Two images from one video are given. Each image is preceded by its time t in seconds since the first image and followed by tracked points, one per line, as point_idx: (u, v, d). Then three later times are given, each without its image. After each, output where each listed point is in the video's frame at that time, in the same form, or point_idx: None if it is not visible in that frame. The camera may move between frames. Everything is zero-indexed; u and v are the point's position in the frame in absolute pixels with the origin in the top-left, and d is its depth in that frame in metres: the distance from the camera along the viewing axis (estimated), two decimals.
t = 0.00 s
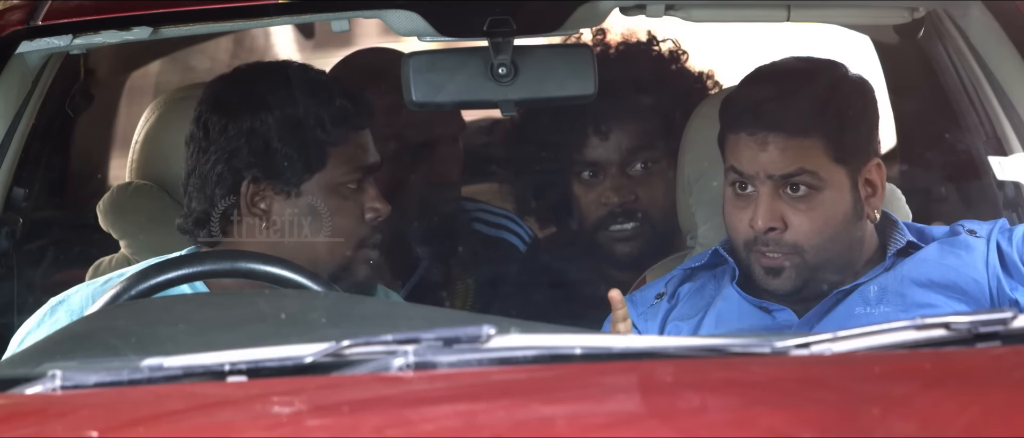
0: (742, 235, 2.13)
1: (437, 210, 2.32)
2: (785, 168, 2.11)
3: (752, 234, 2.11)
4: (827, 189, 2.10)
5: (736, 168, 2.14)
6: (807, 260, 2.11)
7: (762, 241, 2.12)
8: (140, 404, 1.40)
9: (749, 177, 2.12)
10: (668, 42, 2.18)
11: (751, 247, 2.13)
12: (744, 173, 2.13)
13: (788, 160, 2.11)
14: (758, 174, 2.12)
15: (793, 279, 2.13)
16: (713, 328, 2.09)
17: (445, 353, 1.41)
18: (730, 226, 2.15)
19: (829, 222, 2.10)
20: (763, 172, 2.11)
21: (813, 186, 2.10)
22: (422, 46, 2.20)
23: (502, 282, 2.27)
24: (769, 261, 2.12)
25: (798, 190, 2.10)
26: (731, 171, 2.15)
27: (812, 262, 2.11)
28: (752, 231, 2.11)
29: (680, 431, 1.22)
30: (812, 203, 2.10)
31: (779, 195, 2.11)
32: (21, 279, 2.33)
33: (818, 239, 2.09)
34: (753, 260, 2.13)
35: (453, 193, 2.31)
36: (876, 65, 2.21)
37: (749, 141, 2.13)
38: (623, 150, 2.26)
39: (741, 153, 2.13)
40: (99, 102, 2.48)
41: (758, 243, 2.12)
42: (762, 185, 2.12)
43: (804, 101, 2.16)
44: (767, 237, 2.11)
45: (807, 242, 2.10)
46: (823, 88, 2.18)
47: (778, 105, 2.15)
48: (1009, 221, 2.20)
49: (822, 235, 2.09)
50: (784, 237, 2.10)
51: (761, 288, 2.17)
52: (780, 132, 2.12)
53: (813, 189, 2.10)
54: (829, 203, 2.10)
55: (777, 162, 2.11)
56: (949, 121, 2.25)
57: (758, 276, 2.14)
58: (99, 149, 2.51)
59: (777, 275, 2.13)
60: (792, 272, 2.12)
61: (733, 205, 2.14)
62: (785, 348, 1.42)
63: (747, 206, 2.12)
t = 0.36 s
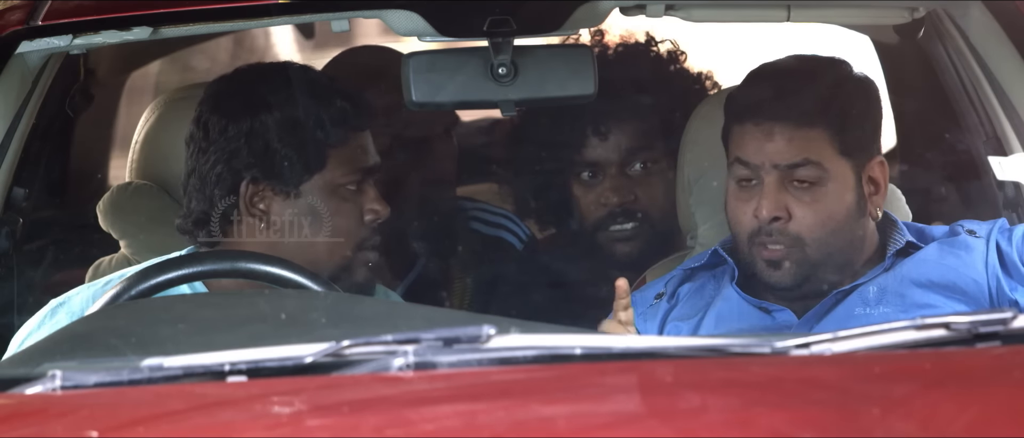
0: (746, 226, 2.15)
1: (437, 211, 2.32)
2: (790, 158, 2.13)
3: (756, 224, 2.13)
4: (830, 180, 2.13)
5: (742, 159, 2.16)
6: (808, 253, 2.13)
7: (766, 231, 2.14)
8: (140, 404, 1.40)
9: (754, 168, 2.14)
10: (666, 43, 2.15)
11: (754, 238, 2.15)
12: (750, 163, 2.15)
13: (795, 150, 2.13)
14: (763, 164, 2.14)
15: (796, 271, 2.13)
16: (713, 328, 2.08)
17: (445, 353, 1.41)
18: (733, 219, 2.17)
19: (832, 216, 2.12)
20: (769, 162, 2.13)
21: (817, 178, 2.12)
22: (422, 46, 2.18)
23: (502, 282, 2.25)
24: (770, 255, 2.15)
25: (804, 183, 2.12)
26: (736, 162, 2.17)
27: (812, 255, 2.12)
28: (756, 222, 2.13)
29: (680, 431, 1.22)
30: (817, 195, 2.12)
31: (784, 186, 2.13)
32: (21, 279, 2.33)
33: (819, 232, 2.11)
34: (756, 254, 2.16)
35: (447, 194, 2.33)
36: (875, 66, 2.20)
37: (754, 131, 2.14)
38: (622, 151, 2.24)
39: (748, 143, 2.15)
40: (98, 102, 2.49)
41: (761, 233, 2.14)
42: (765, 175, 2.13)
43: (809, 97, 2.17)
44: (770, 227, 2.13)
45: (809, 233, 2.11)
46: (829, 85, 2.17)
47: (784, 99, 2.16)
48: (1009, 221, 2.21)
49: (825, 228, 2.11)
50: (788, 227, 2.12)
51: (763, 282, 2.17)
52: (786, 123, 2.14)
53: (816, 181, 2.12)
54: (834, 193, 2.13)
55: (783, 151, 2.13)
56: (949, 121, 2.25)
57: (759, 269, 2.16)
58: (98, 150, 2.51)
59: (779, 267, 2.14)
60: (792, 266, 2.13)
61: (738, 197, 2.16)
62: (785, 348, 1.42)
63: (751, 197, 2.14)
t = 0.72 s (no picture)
0: (757, 226, 2.17)
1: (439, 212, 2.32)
2: (806, 162, 2.15)
3: (767, 225, 2.16)
4: (846, 184, 2.15)
5: (756, 158, 2.17)
6: (819, 254, 2.14)
7: (776, 233, 2.17)
8: (140, 404, 1.40)
9: (768, 168, 2.16)
10: (669, 44, 2.15)
11: (765, 241, 2.18)
12: (763, 165, 2.16)
13: (811, 153, 2.15)
14: (779, 165, 2.16)
15: (806, 271, 2.17)
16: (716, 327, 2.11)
17: (446, 353, 1.41)
18: (743, 217, 2.19)
19: (845, 220, 2.14)
20: (785, 163, 2.16)
21: (831, 181, 2.15)
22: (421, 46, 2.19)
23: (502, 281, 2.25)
24: (782, 254, 2.17)
25: (818, 184, 2.15)
26: (750, 160, 2.18)
27: (824, 255, 2.14)
28: (768, 222, 2.15)
29: (680, 431, 1.22)
30: (830, 198, 2.15)
31: (797, 188, 2.15)
32: (21, 279, 2.35)
33: (831, 234, 2.13)
34: (767, 254, 2.18)
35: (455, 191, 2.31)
36: (876, 66, 2.20)
37: (772, 131, 2.16)
38: (624, 153, 2.22)
39: (765, 142, 2.17)
40: (99, 102, 2.47)
41: (773, 234, 2.17)
42: (780, 176, 2.16)
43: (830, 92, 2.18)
44: (781, 230, 2.16)
45: (820, 235, 2.13)
46: (850, 83, 2.18)
47: (798, 96, 2.18)
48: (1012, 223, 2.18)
49: (836, 231, 2.13)
50: (799, 229, 2.14)
51: (768, 280, 2.19)
52: (803, 126, 2.17)
53: (831, 184, 2.15)
54: (848, 194, 2.15)
55: (799, 154, 2.16)
56: (949, 121, 2.23)
57: (770, 268, 2.19)
58: (99, 150, 2.48)
59: (790, 268, 2.18)
60: (803, 265, 2.17)
61: (749, 195, 2.18)
62: (785, 348, 1.42)
63: (763, 197, 2.16)
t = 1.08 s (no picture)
0: (756, 216, 2.14)
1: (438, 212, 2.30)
2: (807, 148, 2.11)
3: (767, 215, 2.12)
4: (848, 173, 2.11)
5: (758, 146, 2.14)
6: (818, 243, 2.12)
7: (777, 222, 2.13)
8: (140, 403, 1.40)
9: (769, 156, 2.13)
10: (672, 44, 2.17)
11: (764, 229, 2.15)
12: (766, 153, 2.13)
13: (813, 140, 2.11)
14: (780, 153, 2.13)
15: (801, 260, 2.14)
16: (714, 328, 2.10)
17: (445, 353, 1.41)
18: (742, 206, 2.16)
19: (844, 210, 2.10)
20: (786, 151, 2.13)
21: (833, 170, 2.10)
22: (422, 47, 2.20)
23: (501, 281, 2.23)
24: (779, 242, 2.14)
25: (818, 173, 2.11)
26: (751, 148, 2.16)
27: (822, 245, 2.11)
28: (769, 211, 2.12)
29: (680, 431, 1.22)
30: (831, 187, 2.10)
31: (798, 177, 2.11)
32: (20, 279, 2.34)
33: (831, 223, 2.10)
34: (764, 242, 2.15)
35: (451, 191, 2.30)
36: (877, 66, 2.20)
37: (773, 120, 2.13)
38: (625, 153, 2.23)
39: (766, 131, 2.14)
40: (98, 101, 2.49)
41: (772, 224, 2.13)
42: (781, 163, 2.13)
43: (836, 88, 2.16)
44: (781, 218, 2.12)
45: (820, 225, 2.10)
46: (851, 79, 2.17)
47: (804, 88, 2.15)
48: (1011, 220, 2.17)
49: (836, 220, 2.10)
50: (799, 219, 2.11)
51: (767, 275, 2.18)
52: (804, 114, 2.13)
53: (833, 172, 2.10)
54: (851, 186, 2.11)
55: (800, 141, 2.12)
56: (950, 121, 2.25)
57: (768, 256, 2.16)
58: (99, 150, 2.53)
59: (785, 257, 2.15)
60: (799, 253, 2.13)
61: (749, 184, 2.15)
62: (785, 348, 1.43)
63: (765, 186, 2.13)
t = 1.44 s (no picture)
0: (748, 242, 2.16)
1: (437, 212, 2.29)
2: (796, 178, 2.14)
3: (759, 241, 2.14)
4: (837, 199, 2.13)
5: (745, 176, 2.16)
6: (816, 267, 2.13)
7: (771, 248, 2.15)
8: (140, 404, 1.40)
9: (759, 186, 2.14)
10: (668, 44, 2.18)
11: (759, 253, 2.16)
12: (754, 182, 2.15)
13: (800, 170, 2.15)
14: (769, 184, 2.14)
15: (800, 283, 2.14)
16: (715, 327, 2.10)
17: (445, 353, 1.41)
18: (737, 231, 2.17)
19: (838, 227, 2.12)
20: (774, 182, 2.14)
21: (824, 196, 2.13)
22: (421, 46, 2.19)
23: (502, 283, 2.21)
24: (775, 265, 2.15)
25: (810, 199, 2.13)
26: (739, 177, 2.17)
27: (819, 268, 2.12)
28: (760, 238, 2.14)
29: (679, 431, 1.22)
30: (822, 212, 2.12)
31: (789, 204, 2.13)
32: (20, 280, 2.37)
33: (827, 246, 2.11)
34: (761, 265, 2.16)
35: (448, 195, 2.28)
36: (875, 67, 2.21)
37: (760, 151, 2.16)
38: (623, 149, 2.24)
39: (753, 161, 2.16)
40: (98, 100, 2.45)
41: (766, 249, 2.15)
42: (771, 194, 2.14)
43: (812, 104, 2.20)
44: (776, 245, 2.15)
45: (815, 250, 2.11)
46: (845, 87, 2.20)
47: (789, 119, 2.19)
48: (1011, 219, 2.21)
49: (831, 240, 2.10)
50: (793, 245, 2.13)
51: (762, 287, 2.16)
52: (789, 144, 2.17)
53: (824, 199, 2.13)
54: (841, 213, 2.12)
55: (787, 171, 2.15)
56: (949, 121, 2.23)
57: (765, 280, 2.16)
58: (99, 150, 2.49)
59: (785, 280, 2.15)
60: (798, 278, 2.14)
61: (741, 211, 2.16)
62: (785, 348, 1.42)
63: (756, 214, 2.14)
